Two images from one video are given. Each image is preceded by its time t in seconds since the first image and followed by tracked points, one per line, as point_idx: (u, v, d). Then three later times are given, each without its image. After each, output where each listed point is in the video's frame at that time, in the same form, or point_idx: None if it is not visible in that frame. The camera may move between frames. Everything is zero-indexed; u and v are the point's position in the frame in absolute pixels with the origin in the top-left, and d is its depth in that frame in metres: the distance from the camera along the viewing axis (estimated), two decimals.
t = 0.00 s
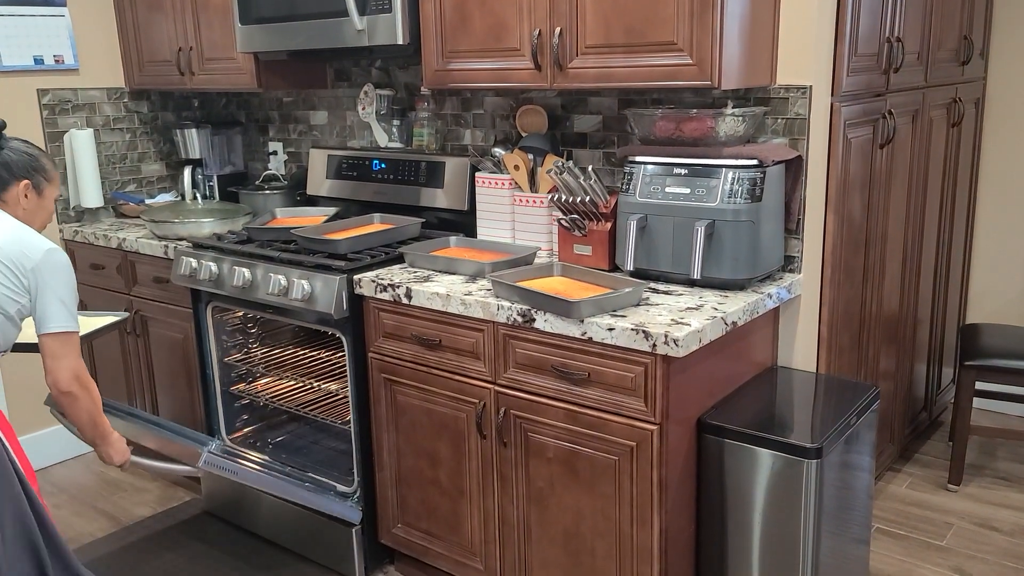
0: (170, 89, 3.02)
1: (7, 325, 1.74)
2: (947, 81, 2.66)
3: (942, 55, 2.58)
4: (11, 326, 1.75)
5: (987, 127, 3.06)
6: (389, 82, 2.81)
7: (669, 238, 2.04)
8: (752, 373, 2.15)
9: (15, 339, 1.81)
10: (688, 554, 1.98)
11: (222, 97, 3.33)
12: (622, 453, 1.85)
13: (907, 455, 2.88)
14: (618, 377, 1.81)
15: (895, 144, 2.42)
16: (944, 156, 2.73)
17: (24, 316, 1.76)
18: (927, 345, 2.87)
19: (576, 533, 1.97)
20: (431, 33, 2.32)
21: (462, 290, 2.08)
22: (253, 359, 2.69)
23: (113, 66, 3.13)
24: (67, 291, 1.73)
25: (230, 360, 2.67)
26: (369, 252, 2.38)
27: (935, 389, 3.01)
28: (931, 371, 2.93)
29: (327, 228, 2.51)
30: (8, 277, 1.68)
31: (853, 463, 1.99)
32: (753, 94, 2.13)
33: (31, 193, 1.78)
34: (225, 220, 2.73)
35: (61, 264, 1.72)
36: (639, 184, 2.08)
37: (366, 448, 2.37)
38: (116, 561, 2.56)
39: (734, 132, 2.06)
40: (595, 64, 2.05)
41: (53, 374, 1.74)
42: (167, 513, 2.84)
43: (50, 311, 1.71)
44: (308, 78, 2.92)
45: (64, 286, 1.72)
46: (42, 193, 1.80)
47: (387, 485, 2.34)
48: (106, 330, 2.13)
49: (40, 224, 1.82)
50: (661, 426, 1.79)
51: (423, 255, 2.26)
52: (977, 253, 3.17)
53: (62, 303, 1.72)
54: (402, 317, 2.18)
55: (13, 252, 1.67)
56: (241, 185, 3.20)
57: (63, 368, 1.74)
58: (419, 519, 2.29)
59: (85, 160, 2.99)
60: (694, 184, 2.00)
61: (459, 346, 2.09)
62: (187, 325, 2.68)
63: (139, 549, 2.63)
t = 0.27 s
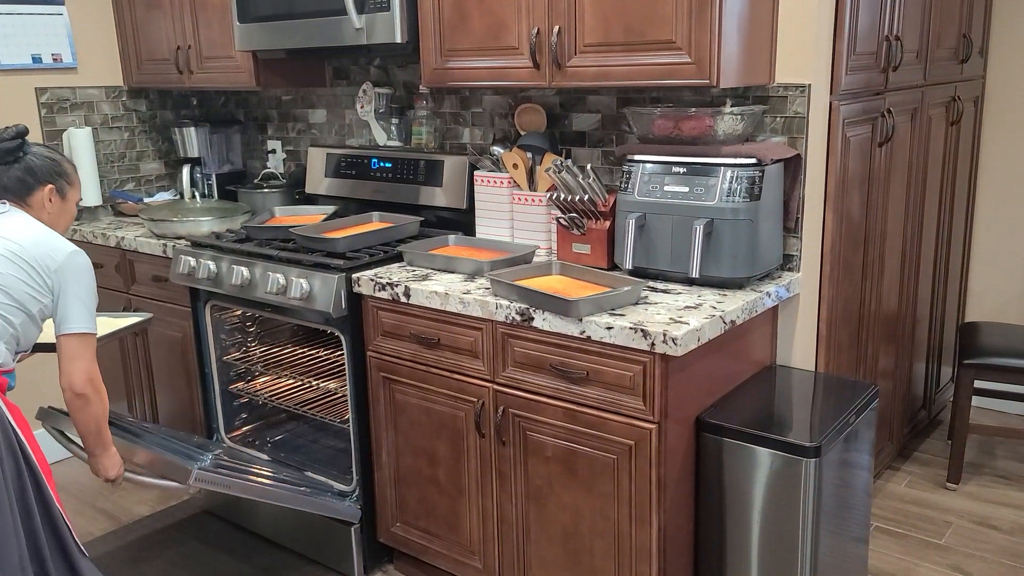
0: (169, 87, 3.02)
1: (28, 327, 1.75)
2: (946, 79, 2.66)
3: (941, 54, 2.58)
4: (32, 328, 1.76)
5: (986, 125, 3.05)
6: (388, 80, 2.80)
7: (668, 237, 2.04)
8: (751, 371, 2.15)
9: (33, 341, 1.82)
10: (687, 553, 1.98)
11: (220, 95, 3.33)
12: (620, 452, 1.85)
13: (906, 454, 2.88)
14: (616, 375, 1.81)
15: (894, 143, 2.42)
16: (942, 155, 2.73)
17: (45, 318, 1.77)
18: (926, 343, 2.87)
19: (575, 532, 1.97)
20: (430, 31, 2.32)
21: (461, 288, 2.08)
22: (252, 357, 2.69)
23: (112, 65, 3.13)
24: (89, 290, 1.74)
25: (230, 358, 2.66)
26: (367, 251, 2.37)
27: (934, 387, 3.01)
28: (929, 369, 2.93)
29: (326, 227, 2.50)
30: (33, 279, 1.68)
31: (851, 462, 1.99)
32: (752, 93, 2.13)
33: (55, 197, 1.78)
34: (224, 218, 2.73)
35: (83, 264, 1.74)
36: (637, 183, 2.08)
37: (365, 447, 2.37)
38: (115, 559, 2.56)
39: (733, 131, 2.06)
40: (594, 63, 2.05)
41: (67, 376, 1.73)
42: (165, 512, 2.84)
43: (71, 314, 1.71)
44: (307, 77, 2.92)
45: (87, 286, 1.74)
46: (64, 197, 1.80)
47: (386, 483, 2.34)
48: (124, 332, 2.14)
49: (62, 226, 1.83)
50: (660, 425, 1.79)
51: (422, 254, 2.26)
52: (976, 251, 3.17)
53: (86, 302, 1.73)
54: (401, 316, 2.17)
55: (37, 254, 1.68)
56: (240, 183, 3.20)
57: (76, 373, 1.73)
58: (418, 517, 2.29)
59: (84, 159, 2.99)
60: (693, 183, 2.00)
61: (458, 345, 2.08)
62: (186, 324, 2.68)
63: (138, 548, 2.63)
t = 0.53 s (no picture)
0: (170, 84, 3.02)
1: (41, 323, 1.74)
2: (947, 77, 2.66)
3: (943, 52, 2.58)
4: (45, 324, 1.76)
5: (987, 123, 3.05)
6: (389, 78, 2.80)
7: (669, 235, 2.03)
8: (752, 369, 2.15)
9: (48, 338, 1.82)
10: (687, 551, 1.98)
11: (221, 92, 3.33)
12: (620, 450, 1.85)
13: (907, 452, 2.88)
14: (617, 373, 1.81)
15: (896, 141, 2.41)
16: (944, 153, 2.73)
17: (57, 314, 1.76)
18: (927, 341, 2.87)
19: (576, 530, 1.97)
20: (431, 29, 2.32)
21: (462, 286, 2.08)
22: (253, 355, 2.70)
23: (113, 62, 3.13)
24: (97, 283, 1.70)
25: (230, 356, 2.66)
26: (368, 248, 2.37)
27: (935, 385, 3.01)
28: (930, 368, 2.93)
29: (327, 225, 2.50)
30: (43, 274, 1.67)
31: (852, 461, 1.99)
32: (754, 91, 2.13)
33: (71, 198, 1.78)
34: (225, 216, 2.73)
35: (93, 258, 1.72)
36: (638, 181, 2.08)
37: (366, 444, 2.37)
38: (116, 557, 2.56)
39: (734, 129, 2.05)
40: (595, 61, 2.04)
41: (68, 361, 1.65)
42: (166, 509, 2.84)
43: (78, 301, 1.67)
44: (308, 74, 2.92)
45: (96, 278, 1.70)
46: (81, 197, 1.80)
47: (386, 481, 2.34)
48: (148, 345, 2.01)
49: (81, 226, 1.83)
50: (661, 423, 1.79)
51: (423, 252, 2.26)
52: (977, 250, 3.17)
53: (94, 294, 1.69)
54: (402, 314, 2.18)
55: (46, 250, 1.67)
56: (240, 181, 3.20)
57: (75, 355, 1.65)
58: (419, 515, 2.30)
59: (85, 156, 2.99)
60: (694, 181, 1.99)
61: (458, 343, 2.08)
62: (186, 322, 2.68)
63: (139, 545, 2.63)
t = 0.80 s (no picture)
0: (174, 82, 3.02)
1: (54, 320, 1.73)
2: (952, 76, 2.65)
3: (947, 50, 2.57)
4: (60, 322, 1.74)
5: (991, 121, 3.05)
6: (393, 75, 2.80)
7: (673, 233, 2.03)
8: (756, 368, 2.15)
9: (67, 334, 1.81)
10: (690, 548, 1.98)
11: (225, 90, 3.33)
12: (624, 448, 1.85)
13: (910, 450, 2.88)
14: (621, 371, 1.81)
15: (900, 139, 2.41)
16: (948, 151, 2.72)
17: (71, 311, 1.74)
18: (931, 340, 2.86)
19: (580, 527, 1.97)
20: (435, 27, 2.32)
21: (466, 284, 2.08)
22: (257, 352, 2.71)
23: (117, 59, 3.13)
24: (105, 281, 1.67)
25: (234, 353, 2.67)
26: (371, 246, 2.37)
27: (938, 384, 3.01)
28: (934, 366, 2.93)
29: (331, 222, 2.51)
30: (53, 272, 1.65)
31: (855, 459, 1.99)
32: (758, 89, 2.13)
33: (96, 198, 1.76)
34: (229, 212, 2.71)
35: (104, 255, 1.68)
36: (642, 178, 2.08)
37: (369, 442, 2.38)
38: (120, 553, 2.57)
39: (738, 127, 2.05)
40: (598, 59, 2.04)
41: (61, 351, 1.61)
42: (170, 506, 2.85)
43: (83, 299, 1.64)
44: (312, 72, 2.92)
45: (105, 277, 1.67)
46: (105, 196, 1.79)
47: (390, 479, 2.35)
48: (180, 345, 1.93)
49: (102, 228, 1.82)
50: (665, 421, 1.79)
51: (426, 250, 2.26)
52: (981, 248, 3.16)
53: (100, 292, 1.66)
54: (405, 311, 2.18)
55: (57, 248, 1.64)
56: (244, 178, 3.20)
57: (71, 346, 1.61)
58: (422, 512, 2.30)
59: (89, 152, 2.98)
60: (698, 178, 1.99)
61: (462, 341, 2.08)
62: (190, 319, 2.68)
63: (143, 542, 2.64)
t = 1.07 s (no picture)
0: (179, 80, 3.02)
1: (79, 316, 1.73)
2: (957, 74, 2.65)
3: (952, 49, 2.57)
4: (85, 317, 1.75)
5: (996, 120, 3.04)
6: (397, 74, 2.80)
7: (678, 231, 2.03)
8: (760, 366, 2.15)
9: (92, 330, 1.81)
10: (695, 547, 1.98)
11: (229, 89, 3.33)
12: (629, 446, 1.85)
13: (915, 449, 2.88)
14: (626, 370, 1.82)
15: (905, 137, 2.41)
16: (953, 150, 2.72)
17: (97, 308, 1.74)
18: (935, 338, 2.86)
19: (584, 526, 1.98)
20: (440, 25, 2.32)
21: (471, 283, 2.08)
22: (261, 350, 2.72)
23: (122, 58, 3.13)
24: (130, 280, 1.65)
25: (238, 352, 2.67)
26: (376, 245, 2.37)
27: (943, 383, 3.01)
28: (939, 365, 2.93)
29: (336, 221, 2.51)
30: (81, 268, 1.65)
31: (860, 458, 1.98)
32: (763, 87, 2.13)
33: (129, 196, 1.78)
34: (234, 211, 2.72)
35: (132, 255, 1.67)
36: (647, 177, 2.08)
37: (374, 440, 2.38)
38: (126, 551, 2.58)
39: (743, 125, 2.05)
40: (603, 58, 2.04)
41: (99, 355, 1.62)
42: (175, 504, 2.86)
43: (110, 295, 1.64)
44: (316, 71, 2.92)
45: (131, 277, 1.66)
46: (138, 194, 1.80)
47: (395, 477, 2.35)
48: (224, 336, 1.97)
49: (131, 226, 1.82)
50: (670, 419, 1.79)
51: (431, 248, 2.26)
52: (986, 247, 3.16)
53: (125, 291, 1.64)
54: (411, 310, 2.18)
55: (87, 245, 1.64)
56: (249, 177, 3.21)
57: (105, 349, 1.62)
58: (427, 511, 2.30)
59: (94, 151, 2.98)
60: (703, 177, 1.99)
61: (467, 339, 2.09)
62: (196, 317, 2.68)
63: (149, 540, 2.65)
